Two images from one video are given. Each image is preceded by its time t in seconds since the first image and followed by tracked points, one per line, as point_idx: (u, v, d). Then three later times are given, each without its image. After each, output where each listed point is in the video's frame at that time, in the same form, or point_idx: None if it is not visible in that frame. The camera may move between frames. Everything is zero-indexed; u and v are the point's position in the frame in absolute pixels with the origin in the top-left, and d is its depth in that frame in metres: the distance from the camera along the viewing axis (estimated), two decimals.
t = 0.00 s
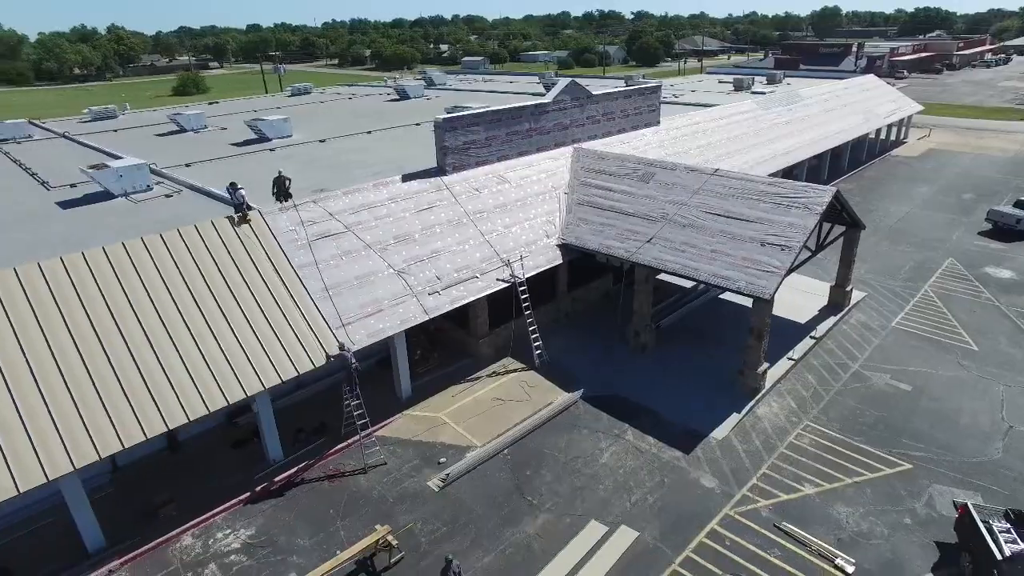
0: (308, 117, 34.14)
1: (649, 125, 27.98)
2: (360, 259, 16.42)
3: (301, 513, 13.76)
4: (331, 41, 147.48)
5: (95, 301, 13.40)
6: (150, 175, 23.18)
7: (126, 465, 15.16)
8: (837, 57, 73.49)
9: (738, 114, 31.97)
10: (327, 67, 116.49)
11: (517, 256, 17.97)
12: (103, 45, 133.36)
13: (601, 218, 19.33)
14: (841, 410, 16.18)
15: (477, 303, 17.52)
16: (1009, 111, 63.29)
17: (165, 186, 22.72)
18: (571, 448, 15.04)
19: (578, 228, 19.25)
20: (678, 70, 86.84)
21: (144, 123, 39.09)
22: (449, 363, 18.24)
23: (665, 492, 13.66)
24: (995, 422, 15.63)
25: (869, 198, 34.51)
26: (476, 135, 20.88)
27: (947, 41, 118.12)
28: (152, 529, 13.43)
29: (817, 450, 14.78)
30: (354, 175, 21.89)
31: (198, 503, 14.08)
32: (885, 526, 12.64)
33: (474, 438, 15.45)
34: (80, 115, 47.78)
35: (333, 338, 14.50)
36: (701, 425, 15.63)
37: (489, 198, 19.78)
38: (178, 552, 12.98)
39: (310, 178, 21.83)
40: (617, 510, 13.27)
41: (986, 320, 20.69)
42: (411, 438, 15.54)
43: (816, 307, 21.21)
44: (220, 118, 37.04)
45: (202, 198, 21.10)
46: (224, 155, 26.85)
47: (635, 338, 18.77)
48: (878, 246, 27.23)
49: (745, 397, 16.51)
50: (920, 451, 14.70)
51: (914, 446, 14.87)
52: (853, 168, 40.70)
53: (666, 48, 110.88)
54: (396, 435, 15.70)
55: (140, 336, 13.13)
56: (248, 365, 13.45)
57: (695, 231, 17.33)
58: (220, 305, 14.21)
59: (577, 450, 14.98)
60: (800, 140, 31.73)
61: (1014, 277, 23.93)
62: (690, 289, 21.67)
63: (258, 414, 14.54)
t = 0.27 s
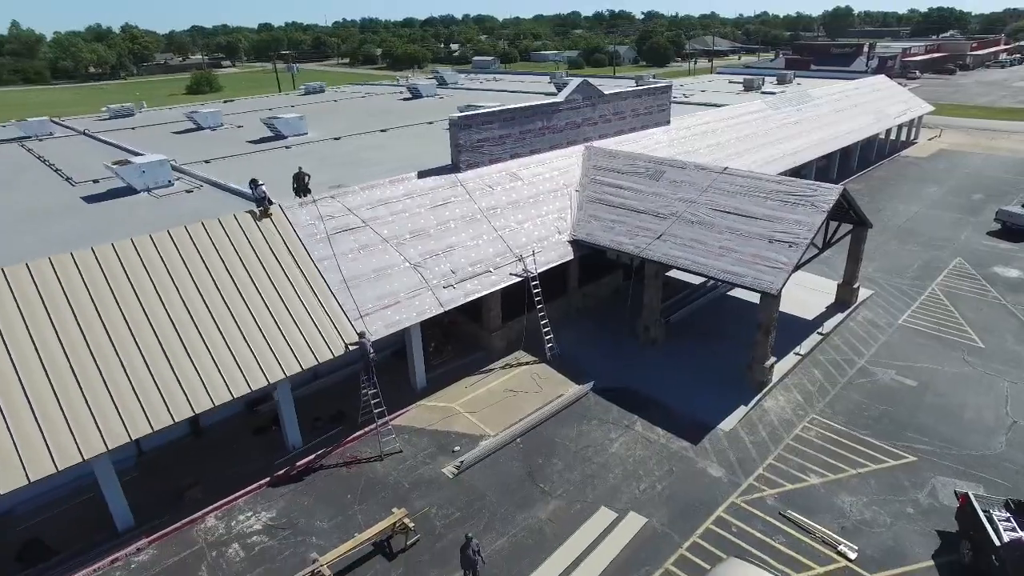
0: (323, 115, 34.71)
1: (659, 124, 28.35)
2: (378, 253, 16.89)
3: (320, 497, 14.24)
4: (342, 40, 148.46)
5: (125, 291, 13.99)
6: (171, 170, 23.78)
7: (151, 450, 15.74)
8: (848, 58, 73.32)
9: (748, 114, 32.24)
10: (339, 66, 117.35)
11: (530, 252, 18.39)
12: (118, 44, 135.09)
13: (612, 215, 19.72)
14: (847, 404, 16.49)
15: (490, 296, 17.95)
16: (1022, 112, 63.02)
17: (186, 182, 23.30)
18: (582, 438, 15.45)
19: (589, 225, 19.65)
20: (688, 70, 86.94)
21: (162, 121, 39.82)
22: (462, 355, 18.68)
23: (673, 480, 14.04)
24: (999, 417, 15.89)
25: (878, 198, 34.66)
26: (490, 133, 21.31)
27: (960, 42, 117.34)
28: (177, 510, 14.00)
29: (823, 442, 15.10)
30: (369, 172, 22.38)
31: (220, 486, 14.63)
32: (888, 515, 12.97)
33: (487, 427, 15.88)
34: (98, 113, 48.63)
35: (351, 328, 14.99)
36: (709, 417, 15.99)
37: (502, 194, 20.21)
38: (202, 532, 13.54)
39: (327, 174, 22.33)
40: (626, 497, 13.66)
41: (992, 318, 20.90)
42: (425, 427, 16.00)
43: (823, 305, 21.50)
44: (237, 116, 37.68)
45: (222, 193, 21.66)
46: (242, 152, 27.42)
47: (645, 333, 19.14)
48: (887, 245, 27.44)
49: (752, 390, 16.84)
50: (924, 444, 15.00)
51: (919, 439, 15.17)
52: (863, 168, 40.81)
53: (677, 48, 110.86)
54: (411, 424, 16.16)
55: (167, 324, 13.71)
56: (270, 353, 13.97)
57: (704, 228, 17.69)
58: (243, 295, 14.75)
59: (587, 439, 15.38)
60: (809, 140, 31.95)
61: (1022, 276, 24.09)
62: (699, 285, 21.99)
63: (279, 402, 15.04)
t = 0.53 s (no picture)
0: (336, 114, 35.26)
1: (667, 123, 28.73)
2: (393, 246, 17.37)
3: (337, 482, 14.73)
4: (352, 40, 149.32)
5: (151, 281, 14.58)
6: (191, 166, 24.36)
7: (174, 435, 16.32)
8: (858, 58, 73.26)
9: (756, 113, 32.53)
10: (348, 65, 118.02)
11: (541, 247, 18.82)
12: (131, 43, 136.42)
13: (622, 212, 20.11)
14: (851, 397, 16.83)
15: (502, 290, 18.40)
16: None
17: (205, 178, 23.87)
18: (591, 427, 15.86)
19: (599, 221, 20.05)
20: (697, 70, 87.03)
21: (177, 119, 40.47)
22: (474, 347, 19.15)
23: (680, 468, 14.44)
24: (1001, 410, 16.20)
25: (886, 197, 34.87)
26: (502, 130, 21.74)
27: (972, 42, 116.64)
28: (200, 493, 14.57)
29: (827, 434, 15.46)
30: (384, 169, 22.87)
31: (241, 471, 15.18)
32: (890, 503, 13.33)
33: (499, 417, 16.34)
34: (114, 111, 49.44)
35: (368, 319, 15.47)
36: (716, 408, 16.39)
37: (513, 191, 20.65)
38: (225, 514, 14.10)
39: (342, 171, 22.83)
40: (634, 484, 14.07)
41: (997, 315, 21.16)
42: (439, 416, 16.47)
43: (829, 301, 21.84)
44: (251, 114, 38.29)
45: (240, 188, 22.18)
46: (258, 149, 27.99)
47: (653, 327, 19.53)
48: (893, 244, 27.69)
49: (758, 383, 17.22)
50: (927, 436, 15.33)
51: (922, 431, 15.50)
52: (871, 168, 40.96)
53: (686, 48, 110.90)
54: (425, 413, 16.64)
55: (192, 312, 14.28)
56: (290, 343, 14.50)
57: (712, 225, 18.07)
58: (264, 286, 15.29)
59: (597, 429, 15.79)
60: (817, 140, 32.21)
61: None
62: (706, 282, 22.38)
63: (298, 390, 15.53)
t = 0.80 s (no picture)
0: (349, 112, 35.79)
1: (676, 122, 29.05)
2: (409, 240, 17.85)
3: (354, 467, 15.23)
4: (362, 40, 150.16)
5: (177, 272, 15.16)
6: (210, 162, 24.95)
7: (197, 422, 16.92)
8: (868, 58, 73.19)
9: (765, 113, 32.81)
10: (358, 64, 118.71)
11: (552, 242, 19.25)
12: (143, 42, 137.66)
13: (631, 208, 20.51)
14: (855, 390, 17.18)
15: (514, 283, 18.85)
16: None
17: (224, 173, 24.44)
18: (601, 417, 16.28)
19: (609, 217, 20.46)
20: (705, 70, 87.12)
21: (193, 116, 41.13)
22: (486, 340, 19.62)
23: (688, 456, 14.84)
24: (1003, 404, 16.50)
25: (893, 197, 35.05)
26: (515, 128, 22.18)
27: (984, 42, 115.99)
28: (223, 477, 15.13)
29: (831, 425, 15.82)
30: (398, 165, 23.35)
31: (262, 456, 15.72)
32: (892, 492, 13.69)
33: (511, 406, 16.79)
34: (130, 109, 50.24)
35: (384, 310, 15.97)
36: (723, 399, 16.77)
37: (525, 187, 21.09)
38: (246, 497, 14.66)
39: (357, 167, 23.33)
40: (643, 471, 14.49)
41: (1002, 312, 21.41)
42: (452, 405, 16.94)
43: (835, 297, 22.16)
44: (265, 112, 38.89)
45: (258, 182, 22.71)
46: (274, 146, 28.54)
47: (661, 321, 19.93)
48: (900, 242, 27.94)
49: (764, 376, 17.59)
50: (930, 428, 15.66)
51: (925, 423, 15.83)
52: (880, 168, 41.12)
53: (694, 48, 110.97)
54: (438, 402, 17.12)
55: (216, 303, 14.85)
56: (309, 332, 15.01)
57: (720, 221, 18.44)
58: (284, 278, 15.84)
59: (606, 419, 16.22)
60: (825, 139, 32.47)
61: None
62: (714, 278, 22.76)
63: (316, 379, 16.01)
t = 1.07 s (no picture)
0: (364, 110, 36.35)
1: (688, 121, 29.33)
2: (426, 234, 18.34)
3: (373, 453, 15.73)
4: (373, 39, 151.02)
5: (204, 261, 15.73)
6: (231, 157, 25.55)
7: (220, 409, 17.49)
8: (880, 58, 73.03)
9: (775, 112, 33.06)
10: (370, 63, 119.48)
11: (566, 237, 19.67)
12: (158, 41, 139.12)
13: (643, 205, 20.89)
14: (863, 384, 17.48)
15: (528, 278, 19.29)
16: None
17: (243, 169, 25.01)
18: (613, 408, 16.69)
19: (621, 214, 20.85)
20: (717, 70, 87.14)
21: (210, 114, 41.83)
22: (501, 333, 20.08)
23: (698, 446, 15.23)
24: (1010, 399, 16.76)
25: (904, 196, 35.18)
26: (529, 126, 22.61)
27: (999, 42, 115.05)
28: (246, 461, 15.69)
29: (839, 417, 16.15)
30: (414, 162, 23.84)
31: (283, 442, 16.26)
32: (898, 482, 14.02)
33: (525, 396, 17.23)
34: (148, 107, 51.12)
35: (403, 301, 16.46)
36: (732, 392, 17.13)
37: (539, 184, 21.52)
38: (269, 480, 15.21)
39: (374, 163, 23.84)
40: (654, 459, 14.88)
41: (1011, 310, 21.61)
42: (468, 395, 17.40)
43: (844, 295, 22.45)
44: (282, 110, 39.52)
45: (278, 178, 23.27)
46: (291, 143, 29.10)
47: (672, 316, 20.31)
48: (910, 241, 28.13)
49: (773, 370, 17.93)
50: (936, 421, 15.95)
51: (931, 417, 16.12)
52: (891, 168, 41.20)
53: (705, 48, 110.96)
54: (454, 392, 17.59)
55: (240, 292, 15.41)
56: (330, 322, 15.54)
57: (730, 217, 18.79)
58: (306, 269, 16.39)
59: (618, 409, 16.62)
60: (836, 139, 32.67)
61: None
62: (725, 275, 23.10)
63: (336, 368, 16.53)
